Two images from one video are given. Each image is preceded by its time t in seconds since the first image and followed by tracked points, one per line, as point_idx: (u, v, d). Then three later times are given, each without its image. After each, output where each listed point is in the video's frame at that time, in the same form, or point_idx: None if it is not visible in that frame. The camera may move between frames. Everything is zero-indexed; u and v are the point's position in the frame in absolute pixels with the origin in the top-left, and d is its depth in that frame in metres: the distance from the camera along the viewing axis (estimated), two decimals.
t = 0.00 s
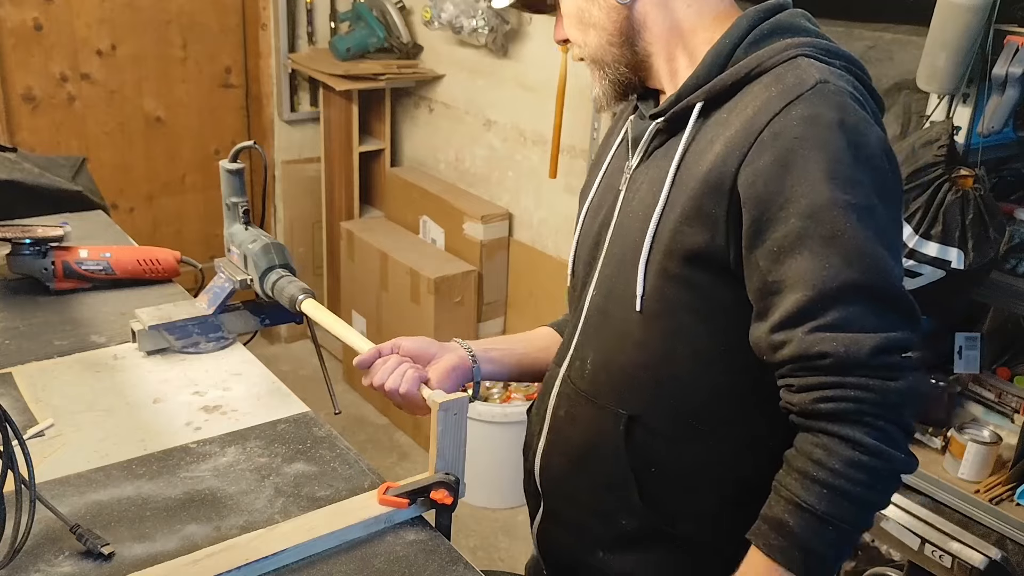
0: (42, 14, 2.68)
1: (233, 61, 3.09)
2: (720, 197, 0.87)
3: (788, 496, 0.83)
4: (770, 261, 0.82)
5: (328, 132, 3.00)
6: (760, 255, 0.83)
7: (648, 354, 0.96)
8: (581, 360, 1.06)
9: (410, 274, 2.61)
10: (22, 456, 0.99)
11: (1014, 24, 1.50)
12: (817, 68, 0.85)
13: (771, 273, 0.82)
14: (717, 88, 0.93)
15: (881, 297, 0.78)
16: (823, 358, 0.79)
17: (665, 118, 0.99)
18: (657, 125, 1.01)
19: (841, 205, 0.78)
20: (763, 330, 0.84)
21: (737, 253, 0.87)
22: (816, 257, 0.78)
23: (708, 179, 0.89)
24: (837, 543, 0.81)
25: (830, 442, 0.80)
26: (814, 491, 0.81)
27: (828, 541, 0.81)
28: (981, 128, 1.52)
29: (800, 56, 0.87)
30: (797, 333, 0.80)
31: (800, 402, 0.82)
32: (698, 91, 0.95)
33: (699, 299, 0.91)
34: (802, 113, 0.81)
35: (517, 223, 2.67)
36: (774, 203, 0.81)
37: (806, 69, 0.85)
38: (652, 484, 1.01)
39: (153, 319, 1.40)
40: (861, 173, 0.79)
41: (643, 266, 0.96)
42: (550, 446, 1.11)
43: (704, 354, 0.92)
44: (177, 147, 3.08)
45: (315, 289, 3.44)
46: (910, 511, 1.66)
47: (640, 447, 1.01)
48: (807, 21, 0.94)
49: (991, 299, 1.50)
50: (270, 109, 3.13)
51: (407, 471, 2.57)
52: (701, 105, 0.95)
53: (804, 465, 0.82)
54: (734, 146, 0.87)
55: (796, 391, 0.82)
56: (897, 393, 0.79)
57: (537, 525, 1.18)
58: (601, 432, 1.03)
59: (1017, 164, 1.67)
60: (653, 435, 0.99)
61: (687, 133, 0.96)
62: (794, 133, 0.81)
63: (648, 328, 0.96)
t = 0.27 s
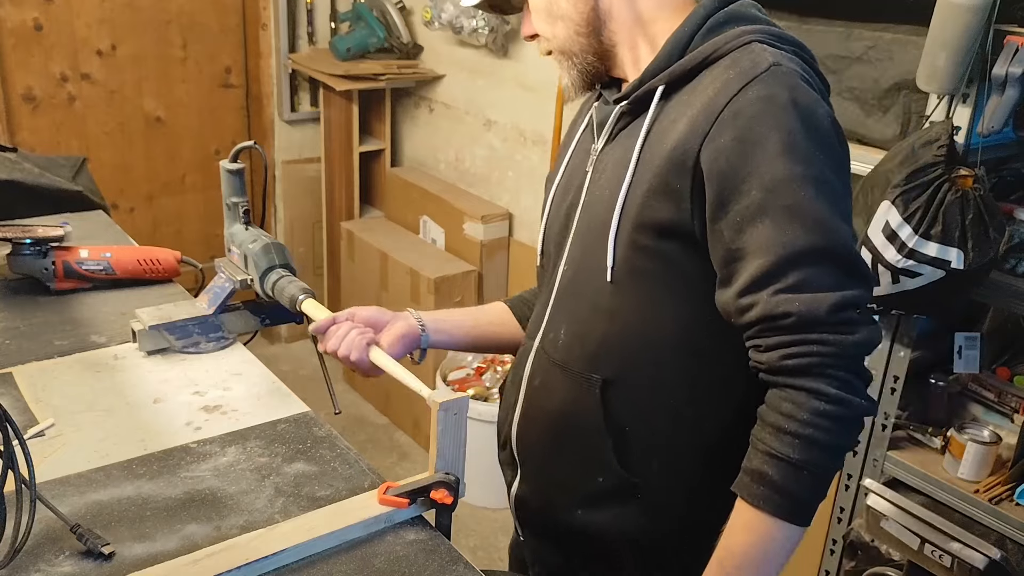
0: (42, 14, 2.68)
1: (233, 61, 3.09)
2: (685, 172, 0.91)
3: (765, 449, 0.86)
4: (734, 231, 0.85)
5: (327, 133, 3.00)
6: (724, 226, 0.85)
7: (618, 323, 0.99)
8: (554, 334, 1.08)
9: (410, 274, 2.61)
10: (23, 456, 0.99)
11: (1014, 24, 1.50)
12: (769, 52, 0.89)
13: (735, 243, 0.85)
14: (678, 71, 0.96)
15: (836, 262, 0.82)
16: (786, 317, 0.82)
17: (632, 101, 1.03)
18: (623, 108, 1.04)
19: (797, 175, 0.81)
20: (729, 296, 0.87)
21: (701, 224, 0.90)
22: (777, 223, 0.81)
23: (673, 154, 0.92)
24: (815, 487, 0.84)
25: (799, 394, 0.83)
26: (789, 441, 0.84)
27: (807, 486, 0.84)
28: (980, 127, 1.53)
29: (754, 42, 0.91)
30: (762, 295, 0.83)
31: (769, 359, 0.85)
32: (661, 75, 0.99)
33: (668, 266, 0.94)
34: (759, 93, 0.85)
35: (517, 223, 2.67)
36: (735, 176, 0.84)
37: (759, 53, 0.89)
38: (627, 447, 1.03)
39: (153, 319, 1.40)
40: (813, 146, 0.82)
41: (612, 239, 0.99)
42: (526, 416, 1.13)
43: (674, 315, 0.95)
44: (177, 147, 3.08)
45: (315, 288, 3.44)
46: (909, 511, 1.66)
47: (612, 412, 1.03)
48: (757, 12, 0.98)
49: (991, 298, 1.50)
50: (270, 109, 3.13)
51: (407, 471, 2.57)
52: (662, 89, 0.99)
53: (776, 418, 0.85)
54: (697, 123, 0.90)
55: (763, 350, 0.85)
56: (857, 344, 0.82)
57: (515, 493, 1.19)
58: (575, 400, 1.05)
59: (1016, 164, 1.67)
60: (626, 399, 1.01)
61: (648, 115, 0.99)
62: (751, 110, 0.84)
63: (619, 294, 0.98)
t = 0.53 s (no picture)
0: (42, 14, 2.68)
1: (233, 61, 3.09)
2: (676, 156, 0.93)
3: (774, 400, 0.89)
4: (729, 208, 0.88)
5: (327, 133, 3.00)
6: (720, 204, 0.89)
7: (620, 296, 1.01)
8: (552, 316, 1.07)
9: (410, 274, 2.61)
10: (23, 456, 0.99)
11: (1014, 24, 1.50)
12: (741, 37, 0.92)
13: (730, 218, 0.88)
14: (657, 59, 0.98)
15: (823, 229, 0.87)
16: (786, 281, 0.86)
17: (609, 89, 1.04)
18: (600, 96, 1.05)
19: (786, 151, 0.85)
20: (727, 267, 0.90)
21: (693, 201, 0.93)
22: (771, 196, 0.86)
23: (662, 138, 0.94)
24: (821, 433, 0.89)
25: (803, 348, 0.87)
26: (797, 391, 0.88)
27: (815, 432, 0.88)
28: (980, 127, 1.53)
29: (728, 27, 0.95)
30: (760, 263, 0.87)
31: (772, 320, 0.88)
32: (638, 63, 1.00)
33: (664, 242, 0.97)
34: (740, 76, 0.88)
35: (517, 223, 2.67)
36: (727, 155, 0.88)
37: (733, 38, 0.92)
38: (635, 415, 1.04)
39: (153, 319, 1.40)
40: (795, 124, 0.87)
41: (607, 223, 1.00)
42: (529, 398, 1.12)
43: (676, 279, 0.97)
44: (177, 147, 3.08)
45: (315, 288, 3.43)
46: (909, 510, 1.66)
47: (617, 383, 1.03)
48: None
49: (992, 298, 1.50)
50: (270, 110, 3.13)
51: (407, 471, 2.57)
52: (640, 77, 1.01)
53: (781, 372, 0.89)
54: (682, 107, 0.93)
55: (765, 312, 0.89)
56: (850, 299, 0.88)
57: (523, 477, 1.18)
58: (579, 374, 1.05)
59: (1016, 164, 1.67)
60: (631, 369, 1.02)
61: (629, 102, 1.01)
62: (736, 93, 0.88)
63: (620, 265, 1.00)
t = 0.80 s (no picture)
0: (42, 14, 2.68)
1: (233, 61, 3.09)
2: (671, 148, 0.95)
3: (780, 380, 0.91)
4: (728, 197, 0.90)
5: (327, 133, 3.00)
6: (718, 194, 0.91)
7: (623, 286, 1.01)
8: (554, 312, 1.08)
9: (410, 274, 2.61)
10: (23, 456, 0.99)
11: (1014, 24, 1.50)
12: (729, 30, 0.95)
13: (728, 206, 0.91)
14: (647, 55, 0.99)
15: (817, 214, 0.90)
16: (786, 264, 0.88)
17: (599, 87, 1.04)
18: (590, 94, 1.05)
19: (780, 142, 0.88)
20: (727, 255, 0.92)
21: (691, 192, 0.95)
22: (769, 185, 0.88)
23: (659, 132, 0.96)
24: (826, 409, 0.91)
25: (806, 328, 0.90)
26: (803, 370, 0.90)
27: (820, 409, 0.91)
28: (980, 127, 1.53)
29: (716, 21, 0.97)
30: (760, 249, 0.89)
31: (774, 302, 0.90)
32: (627, 60, 1.01)
33: (664, 233, 0.98)
34: (732, 69, 0.91)
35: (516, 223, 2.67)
36: (724, 146, 0.90)
37: (722, 31, 0.94)
38: (641, 401, 1.04)
39: (153, 319, 1.40)
40: (786, 114, 0.90)
41: (606, 219, 1.01)
42: (534, 392, 1.11)
43: (680, 264, 0.99)
44: (177, 147, 3.08)
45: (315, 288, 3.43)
46: (909, 511, 1.66)
47: (623, 371, 1.03)
48: None
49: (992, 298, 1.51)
50: (270, 110, 3.13)
51: (407, 471, 2.57)
52: (631, 74, 1.01)
53: (785, 351, 0.91)
54: (677, 102, 0.94)
55: (767, 295, 0.91)
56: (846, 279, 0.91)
57: (529, 473, 1.17)
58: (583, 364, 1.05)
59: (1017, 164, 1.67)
60: (637, 356, 1.02)
61: (621, 99, 1.02)
62: (730, 86, 0.90)
63: (624, 254, 1.00)
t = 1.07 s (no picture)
0: (42, 14, 2.68)
1: (233, 61, 3.09)
2: (671, 141, 0.95)
3: (785, 366, 0.91)
4: (728, 187, 0.91)
5: (327, 133, 3.00)
6: (718, 184, 0.91)
7: (626, 281, 1.01)
8: (556, 310, 1.08)
9: (410, 274, 2.61)
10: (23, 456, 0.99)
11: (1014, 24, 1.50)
12: (722, 22, 0.95)
13: (728, 196, 0.91)
14: (642, 52, 1.00)
15: (818, 201, 0.90)
16: (788, 252, 0.88)
17: (595, 86, 1.04)
18: (586, 93, 1.05)
19: (777, 130, 0.89)
20: (728, 245, 0.92)
21: (692, 185, 0.95)
22: (768, 173, 0.89)
23: (657, 125, 0.96)
24: (830, 397, 0.91)
25: (812, 314, 0.89)
26: (808, 354, 0.90)
27: (825, 396, 0.91)
28: (980, 127, 1.53)
29: (710, 13, 0.97)
30: (762, 237, 0.89)
31: (777, 289, 0.90)
32: (622, 58, 1.01)
33: (667, 226, 0.99)
34: (727, 59, 0.91)
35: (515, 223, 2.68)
36: (722, 137, 0.91)
37: (715, 24, 0.95)
38: (645, 393, 1.04)
39: (153, 319, 1.40)
40: (783, 102, 0.90)
41: (607, 217, 1.01)
42: (539, 387, 1.11)
43: (684, 256, 0.99)
44: (177, 147, 3.08)
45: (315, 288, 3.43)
46: (909, 510, 1.66)
47: (627, 362, 1.04)
48: None
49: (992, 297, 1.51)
50: (270, 110, 3.13)
51: (407, 471, 2.57)
52: (626, 70, 1.02)
53: (789, 338, 0.91)
54: (673, 96, 0.95)
55: (769, 283, 0.91)
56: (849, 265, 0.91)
57: (536, 470, 1.17)
58: (587, 356, 1.06)
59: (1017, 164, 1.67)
60: (641, 348, 1.03)
61: (618, 95, 1.02)
62: (726, 75, 0.90)
63: (626, 247, 1.01)
